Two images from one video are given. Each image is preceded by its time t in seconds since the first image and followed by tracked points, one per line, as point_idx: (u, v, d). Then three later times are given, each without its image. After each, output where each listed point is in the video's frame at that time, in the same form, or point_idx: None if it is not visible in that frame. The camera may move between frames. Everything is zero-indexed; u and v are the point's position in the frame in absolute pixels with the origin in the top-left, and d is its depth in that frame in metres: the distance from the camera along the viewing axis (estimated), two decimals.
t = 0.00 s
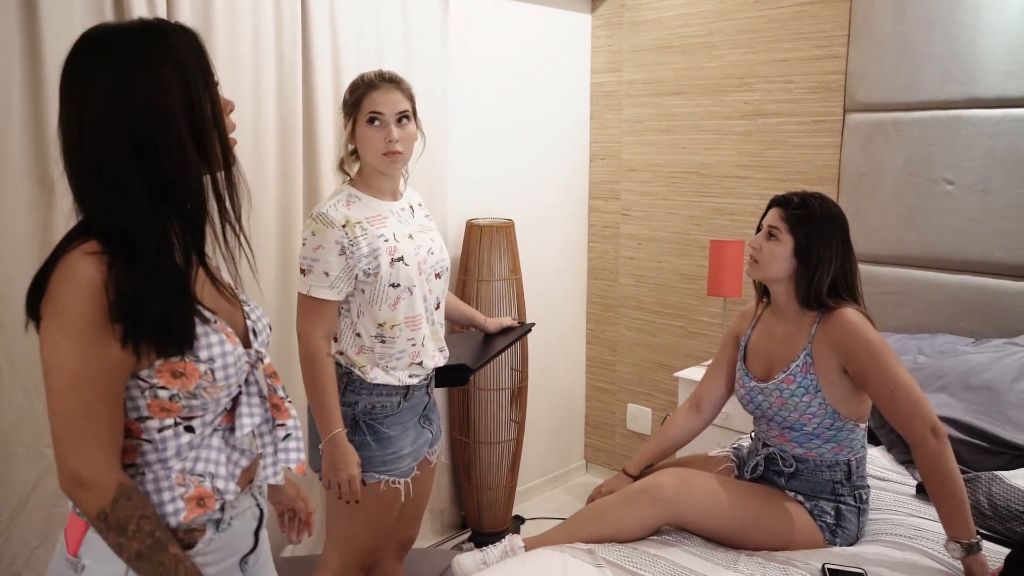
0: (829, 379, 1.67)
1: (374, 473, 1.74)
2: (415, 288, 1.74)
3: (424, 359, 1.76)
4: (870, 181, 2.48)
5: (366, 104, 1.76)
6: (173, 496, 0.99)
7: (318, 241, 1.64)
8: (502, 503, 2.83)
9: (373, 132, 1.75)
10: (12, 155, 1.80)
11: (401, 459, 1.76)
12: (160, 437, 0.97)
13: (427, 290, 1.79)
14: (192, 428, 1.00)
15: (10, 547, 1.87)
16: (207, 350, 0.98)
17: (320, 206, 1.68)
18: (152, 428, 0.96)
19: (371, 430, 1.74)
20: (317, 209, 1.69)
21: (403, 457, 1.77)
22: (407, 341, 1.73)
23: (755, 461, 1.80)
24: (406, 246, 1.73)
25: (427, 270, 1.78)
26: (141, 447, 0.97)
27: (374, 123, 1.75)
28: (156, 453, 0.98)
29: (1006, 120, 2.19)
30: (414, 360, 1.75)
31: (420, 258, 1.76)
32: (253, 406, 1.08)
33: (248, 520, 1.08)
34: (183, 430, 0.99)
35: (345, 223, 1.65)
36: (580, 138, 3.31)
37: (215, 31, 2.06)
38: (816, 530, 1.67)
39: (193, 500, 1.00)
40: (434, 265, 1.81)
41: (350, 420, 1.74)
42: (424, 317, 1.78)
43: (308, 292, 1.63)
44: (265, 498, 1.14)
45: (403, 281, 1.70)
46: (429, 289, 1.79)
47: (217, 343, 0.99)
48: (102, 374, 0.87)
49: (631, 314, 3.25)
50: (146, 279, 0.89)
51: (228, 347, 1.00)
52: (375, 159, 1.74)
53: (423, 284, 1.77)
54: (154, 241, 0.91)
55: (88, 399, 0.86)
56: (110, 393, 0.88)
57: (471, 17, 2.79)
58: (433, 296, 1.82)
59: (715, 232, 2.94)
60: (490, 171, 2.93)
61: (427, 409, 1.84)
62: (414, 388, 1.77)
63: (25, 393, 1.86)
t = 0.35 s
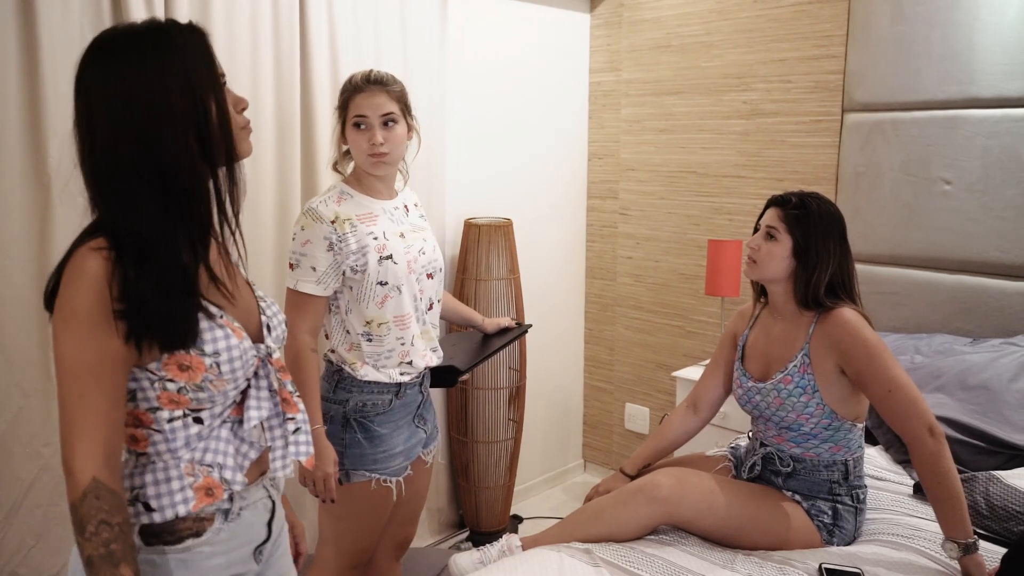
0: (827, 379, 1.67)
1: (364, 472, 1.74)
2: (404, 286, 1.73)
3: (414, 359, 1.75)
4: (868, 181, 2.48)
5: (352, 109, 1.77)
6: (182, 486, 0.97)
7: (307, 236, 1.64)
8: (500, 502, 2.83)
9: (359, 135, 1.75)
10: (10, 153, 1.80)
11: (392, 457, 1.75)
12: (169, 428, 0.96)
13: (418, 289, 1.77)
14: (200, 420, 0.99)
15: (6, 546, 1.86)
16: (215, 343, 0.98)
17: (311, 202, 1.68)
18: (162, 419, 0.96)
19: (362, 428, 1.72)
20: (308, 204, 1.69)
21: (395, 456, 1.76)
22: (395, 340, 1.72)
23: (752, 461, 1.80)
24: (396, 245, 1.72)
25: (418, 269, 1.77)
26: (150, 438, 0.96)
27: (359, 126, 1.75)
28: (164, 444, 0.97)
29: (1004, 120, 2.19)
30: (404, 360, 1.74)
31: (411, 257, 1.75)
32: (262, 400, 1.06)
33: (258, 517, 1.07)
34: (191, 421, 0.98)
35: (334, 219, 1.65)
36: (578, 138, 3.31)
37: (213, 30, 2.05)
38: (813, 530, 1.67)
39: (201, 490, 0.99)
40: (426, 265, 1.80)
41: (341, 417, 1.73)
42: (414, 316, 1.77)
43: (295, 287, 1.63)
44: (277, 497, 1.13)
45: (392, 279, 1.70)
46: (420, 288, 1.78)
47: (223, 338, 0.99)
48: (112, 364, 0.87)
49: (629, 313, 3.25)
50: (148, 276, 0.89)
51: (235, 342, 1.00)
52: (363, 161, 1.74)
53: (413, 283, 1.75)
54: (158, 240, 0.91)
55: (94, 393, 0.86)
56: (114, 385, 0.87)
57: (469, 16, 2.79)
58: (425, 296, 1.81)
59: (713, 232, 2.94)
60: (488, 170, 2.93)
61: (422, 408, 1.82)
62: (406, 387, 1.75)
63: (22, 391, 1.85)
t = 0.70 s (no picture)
0: (825, 378, 1.67)
1: (350, 472, 1.75)
2: (391, 290, 1.73)
3: (396, 362, 1.75)
4: (866, 181, 2.48)
5: (343, 112, 1.78)
6: (142, 475, 0.99)
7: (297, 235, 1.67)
8: (500, 501, 2.83)
9: (348, 138, 1.77)
10: (9, 152, 1.80)
11: (378, 457, 1.76)
12: (136, 419, 1.00)
13: (408, 294, 1.77)
14: (163, 417, 1.00)
15: (5, 545, 1.86)
16: (158, 346, 0.97)
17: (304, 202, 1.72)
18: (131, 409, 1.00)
19: (345, 428, 1.74)
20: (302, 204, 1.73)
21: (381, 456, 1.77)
22: (379, 342, 1.73)
23: (750, 460, 1.80)
24: (385, 247, 1.73)
25: (407, 273, 1.77)
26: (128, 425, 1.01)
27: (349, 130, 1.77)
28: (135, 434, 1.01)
29: (1002, 120, 2.20)
30: (386, 363, 1.74)
31: (400, 261, 1.75)
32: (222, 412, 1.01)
33: (224, 532, 1.01)
34: (154, 420, 1.00)
35: (324, 219, 1.68)
36: (578, 138, 3.31)
37: (213, 30, 2.06)
38: (810, 529, 1.68)
39: (155, 485, 0.99)
40: (416, 270, 1.80)
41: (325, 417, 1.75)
42: (402, 320, 1.77)
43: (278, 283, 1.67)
44: (267, 513, 1.06)
45: (377, 282, 1.70)
46: (409, 292, 1.78)
47: (167, 341, 0.98)
48: (85, 347, 0.96)
49: (628, 313, 3.26)
50: (111, 260, 0.97)
51: (180, 347, 0.98)
52: (356, 164, 1.76)
53: (402, 287, 1.75)
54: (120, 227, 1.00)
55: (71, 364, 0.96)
56: (85, 366, 0.97)
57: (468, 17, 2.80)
58: (417, 301, 1.81)
59: (712, 232, 2.94)
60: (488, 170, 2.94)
61: (411, 408, 1.82)
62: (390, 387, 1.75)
63: (22, 391, 1.86)
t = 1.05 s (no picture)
0: (825, 380, 1.67)
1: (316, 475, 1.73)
2: (358, 295, 1.72)
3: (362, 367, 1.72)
4: (865, 182, 2.48)
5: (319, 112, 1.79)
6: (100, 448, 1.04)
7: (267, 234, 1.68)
8: (499, 501, 2.83)
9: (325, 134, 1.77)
10: (7, 153, 1.80)
11: (347, 459, 1.75)
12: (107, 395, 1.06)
13: (378, 300, 1.77)
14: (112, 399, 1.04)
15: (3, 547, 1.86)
16: (92, 326, 1.03)
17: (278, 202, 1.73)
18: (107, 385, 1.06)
19: (311, 432, 1.72)
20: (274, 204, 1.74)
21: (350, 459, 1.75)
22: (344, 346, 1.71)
23: (749, 462, 1.80)
24: (355, 251, 1.73)
25: (378, 280, 1.77)
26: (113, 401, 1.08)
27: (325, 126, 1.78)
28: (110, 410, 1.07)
29: (1001, 121, 2.20)
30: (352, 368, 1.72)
31: (371, 266, 1.75)
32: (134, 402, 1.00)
33: (150, 526, 0.97)
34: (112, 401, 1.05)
35: (295, 219, 1.69)
36: (577, 139, 3.31)
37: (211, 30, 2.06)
38: (809, 530, 1.67)
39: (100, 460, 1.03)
40: (388, 275, 1.80)
41: (291, 421, 1.73)
42: (370, 325, 1.75)
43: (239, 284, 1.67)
44: (197, 521, 0.98)
45: (344, 286, 1.70)
46: (380, 298, 1.77)
47: (96, 322, 1.02)
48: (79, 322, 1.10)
49: (627, 314, 3.26)
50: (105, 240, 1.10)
51: (101, 330, 1.01)
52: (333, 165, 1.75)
53: (370, 293, 1.74)
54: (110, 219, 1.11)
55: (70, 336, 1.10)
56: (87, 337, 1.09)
57: (467, 18, 2.79)
58: (388, 307, 1.81)
59: (711, 233, 2.94)
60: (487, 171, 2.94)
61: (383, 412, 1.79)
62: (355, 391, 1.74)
63: (20, 392, 1.86)
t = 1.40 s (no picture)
0: (830, 379, 1.67)
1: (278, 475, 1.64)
2: (326, 295, 1.66)
3: (329, 368, 1.65)
4: (867, 183, 2.48)
5: (295, 107, 1.73)
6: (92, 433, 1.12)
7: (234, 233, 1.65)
8: (500, 502, 2.83)
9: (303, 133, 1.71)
10: (9, 153, 1.80)
11: (313, 459, 1.65)
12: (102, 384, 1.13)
13: (350, 301, 1.70)
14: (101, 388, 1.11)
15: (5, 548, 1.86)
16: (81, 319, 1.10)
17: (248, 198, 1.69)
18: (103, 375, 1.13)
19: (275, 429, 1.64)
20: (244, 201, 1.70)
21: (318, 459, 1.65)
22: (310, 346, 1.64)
23: (752, 462, 1.79)
24: (325, 251, 1.67)
25: (350, 280, 1.71)
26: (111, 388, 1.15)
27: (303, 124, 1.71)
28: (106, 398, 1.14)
29: (1003, 121, 2.20)
30: (319, 369, 1.65)
31: (342, 265, 1.69)
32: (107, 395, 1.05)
33: (117, 513, 1.03)
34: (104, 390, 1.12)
35: (264, 218, 1.64)
36: (578, 139, 3.31)
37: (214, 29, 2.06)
38: (812, 531, 1.67)
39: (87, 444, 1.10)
40: (361, 275, 1.73)
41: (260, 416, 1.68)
42: (339, 326, 1.68)
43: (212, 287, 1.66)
44: (157, 513, 1.03)
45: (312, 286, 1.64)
46: (351, 299, 1.71)
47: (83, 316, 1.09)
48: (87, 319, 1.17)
49: (629, 314, 3.26)
50: (105, 243, 1.17)
51: (85, 324, 1.08)
52: (308, 162, 1.69)
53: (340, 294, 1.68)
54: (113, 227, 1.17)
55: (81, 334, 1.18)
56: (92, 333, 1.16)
57: (469, 18, 2.79)
58: (361, 309, 1.74)
59: (712, 233, 2.94)
60: (488, 171, 2.94)
61: (355, 412, 1.71)
62: (325, 390, 1.67)
63: (22, 392, 1.85)
